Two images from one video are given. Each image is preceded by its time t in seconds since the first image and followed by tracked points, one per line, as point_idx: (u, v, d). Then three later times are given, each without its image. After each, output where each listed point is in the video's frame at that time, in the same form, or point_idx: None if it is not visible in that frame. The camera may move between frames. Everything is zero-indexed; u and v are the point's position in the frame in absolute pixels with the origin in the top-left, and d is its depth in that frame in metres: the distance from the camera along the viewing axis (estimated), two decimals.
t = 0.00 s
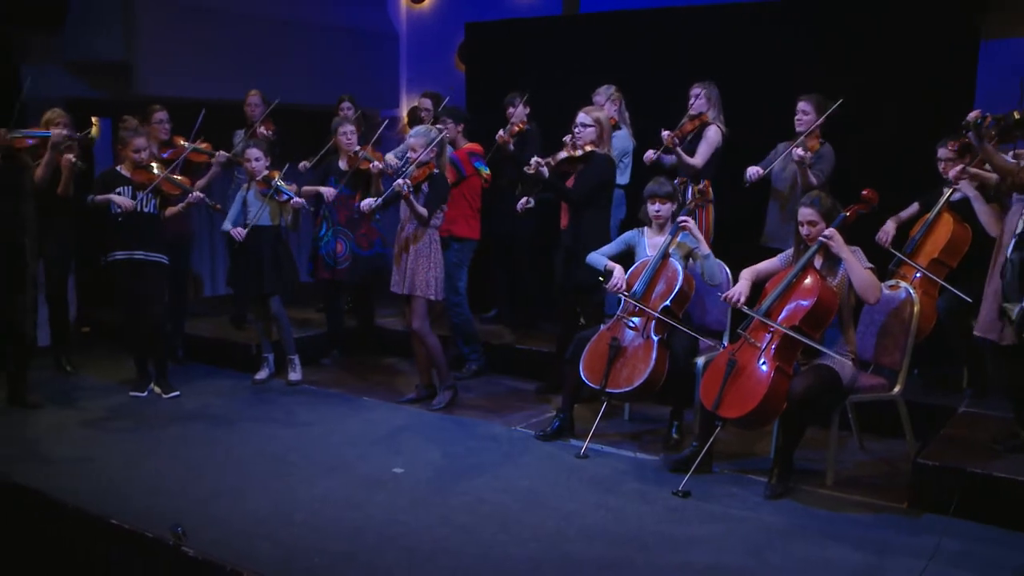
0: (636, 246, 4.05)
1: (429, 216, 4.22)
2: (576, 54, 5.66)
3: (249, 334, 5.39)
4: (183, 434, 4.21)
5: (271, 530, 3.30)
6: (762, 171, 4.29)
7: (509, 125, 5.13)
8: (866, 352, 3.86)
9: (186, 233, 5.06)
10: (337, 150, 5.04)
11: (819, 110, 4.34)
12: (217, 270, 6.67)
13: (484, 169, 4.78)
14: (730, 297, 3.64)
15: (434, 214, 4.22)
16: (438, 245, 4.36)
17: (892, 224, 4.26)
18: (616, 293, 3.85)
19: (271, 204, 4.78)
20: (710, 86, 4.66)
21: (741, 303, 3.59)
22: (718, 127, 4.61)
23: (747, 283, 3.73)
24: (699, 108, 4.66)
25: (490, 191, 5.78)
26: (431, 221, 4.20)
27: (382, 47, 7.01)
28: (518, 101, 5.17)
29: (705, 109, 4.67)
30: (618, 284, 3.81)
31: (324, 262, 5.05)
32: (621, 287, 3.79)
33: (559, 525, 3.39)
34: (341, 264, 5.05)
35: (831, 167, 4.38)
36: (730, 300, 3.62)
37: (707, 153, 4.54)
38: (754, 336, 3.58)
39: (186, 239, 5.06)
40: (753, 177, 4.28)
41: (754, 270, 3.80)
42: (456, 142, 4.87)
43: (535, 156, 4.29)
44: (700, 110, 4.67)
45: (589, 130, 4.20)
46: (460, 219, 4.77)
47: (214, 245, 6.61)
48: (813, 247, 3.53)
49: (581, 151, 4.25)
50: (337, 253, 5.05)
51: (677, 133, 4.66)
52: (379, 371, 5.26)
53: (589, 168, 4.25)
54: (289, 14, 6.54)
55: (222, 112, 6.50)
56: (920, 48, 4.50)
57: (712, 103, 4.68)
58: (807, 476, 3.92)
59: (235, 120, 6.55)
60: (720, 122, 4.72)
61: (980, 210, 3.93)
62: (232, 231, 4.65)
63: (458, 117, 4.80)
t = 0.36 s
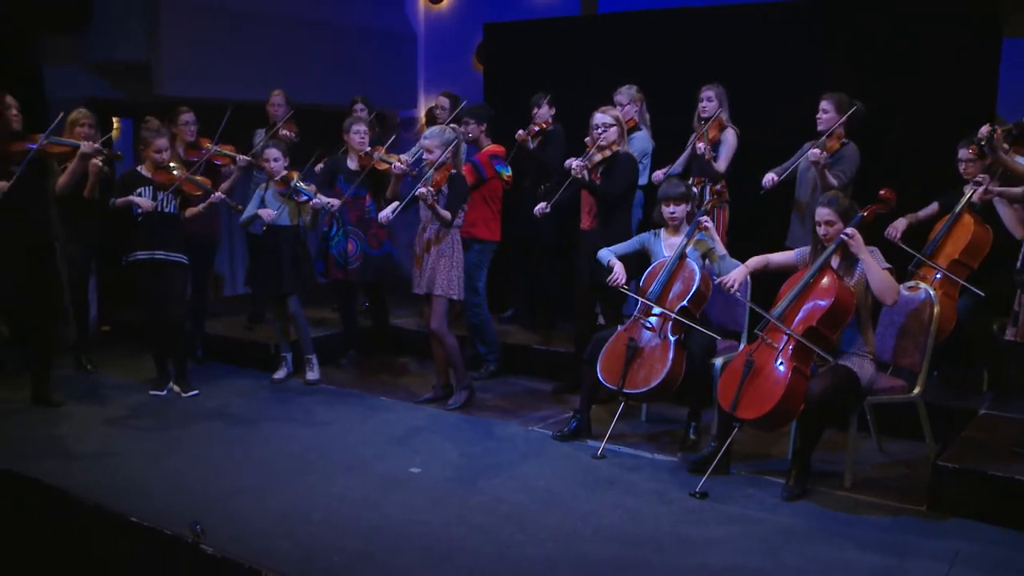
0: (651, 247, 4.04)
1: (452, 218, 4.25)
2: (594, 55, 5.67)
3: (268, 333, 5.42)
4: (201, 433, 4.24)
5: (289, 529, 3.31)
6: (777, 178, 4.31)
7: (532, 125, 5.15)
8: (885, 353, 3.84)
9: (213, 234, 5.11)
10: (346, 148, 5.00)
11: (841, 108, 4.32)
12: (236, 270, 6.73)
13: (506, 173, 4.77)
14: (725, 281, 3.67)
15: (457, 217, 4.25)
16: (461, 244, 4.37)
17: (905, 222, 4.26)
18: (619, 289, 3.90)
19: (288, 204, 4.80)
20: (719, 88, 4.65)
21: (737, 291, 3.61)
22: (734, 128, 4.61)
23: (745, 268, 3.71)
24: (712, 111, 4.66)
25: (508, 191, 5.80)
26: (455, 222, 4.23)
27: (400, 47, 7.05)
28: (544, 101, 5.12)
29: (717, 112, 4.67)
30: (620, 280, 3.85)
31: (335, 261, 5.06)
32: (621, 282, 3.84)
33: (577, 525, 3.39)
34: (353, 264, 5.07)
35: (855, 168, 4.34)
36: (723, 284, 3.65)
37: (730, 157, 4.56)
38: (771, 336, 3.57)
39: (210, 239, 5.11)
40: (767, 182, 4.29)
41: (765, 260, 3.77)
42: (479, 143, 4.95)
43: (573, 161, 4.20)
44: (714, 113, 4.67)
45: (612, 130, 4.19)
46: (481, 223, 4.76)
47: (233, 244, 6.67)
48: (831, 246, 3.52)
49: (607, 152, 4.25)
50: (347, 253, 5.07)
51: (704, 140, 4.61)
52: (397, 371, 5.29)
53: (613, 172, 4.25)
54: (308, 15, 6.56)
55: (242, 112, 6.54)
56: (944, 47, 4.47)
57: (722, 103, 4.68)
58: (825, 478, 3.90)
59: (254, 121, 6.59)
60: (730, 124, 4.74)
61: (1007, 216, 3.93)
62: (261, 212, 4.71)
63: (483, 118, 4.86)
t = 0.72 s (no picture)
0: (667, 249, 4.04)
1: (471, 219, 4.25)
2: (611, 55, 5.67)
3: (284, 333, 5.44)
4: (219, 432, 4.26)
5: (305, 528, 3.33)
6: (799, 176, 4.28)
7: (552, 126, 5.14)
8: (904, 355, 3.81)
9: (230, 234, 5.14)
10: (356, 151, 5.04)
11: (862, 110, 4.27)
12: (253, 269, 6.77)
13: (521, 174, 4.72)
14: (754, 288, 3.63)
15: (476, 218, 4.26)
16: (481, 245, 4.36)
17: (932, 224, 4.21)
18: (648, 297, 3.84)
19: (305, 204, 4.86)
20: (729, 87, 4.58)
21: (766, 296, 3.57)
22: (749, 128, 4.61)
23: (773, 274, 3.68)
24: (725, 112, 4.61)
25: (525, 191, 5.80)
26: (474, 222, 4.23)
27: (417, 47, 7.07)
28: (563, 103, 5.12)
29: (729, 112, 4.62)
30: (646, 287, 3.81)
31: (355, 264, 5.08)
32: (650, 290, 3.78)
33: (593, 525, 3.39)
34: (373, 266, 5.09)
35: (875, 169, 4.32)
36: (755, 292, 3.61)
37: (745, 158, 4.57)
38: (789, 338, 3.55)
39: (230, 240, 5.15)
40: (788, 180, 4.26)
41: (788, 263, 3.72)
42: (496, 143, 4.95)
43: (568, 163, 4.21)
44: (726, 113, 4.62)
45: (618, 131, 4.14)
46: (496, 223, 4.84)
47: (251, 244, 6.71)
48: (850, 247, 3.50)
49: (611, 152, 4.20)
50: (369, 256, 5.07)
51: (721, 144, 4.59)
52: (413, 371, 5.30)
53: (621, 170, 4.23)
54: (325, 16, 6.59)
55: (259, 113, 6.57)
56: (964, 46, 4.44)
57: (733, 102, 4.62)
58: (844, 480, 3.88)
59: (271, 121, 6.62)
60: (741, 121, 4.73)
61: None
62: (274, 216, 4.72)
63: (501, 119, 4.86)
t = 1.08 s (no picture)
0: (688, 248, 4.03)
1: (494, 225, 4.21)
2: (629, 55, 5.66)
3: (302, 333, 5.46)
4: (237, 431, 4.28)
5: (323, 528, 3.34)
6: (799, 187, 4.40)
7: (568, 128, 5.12)
8: (924, 358, 3.77)
9: (249, 234, 5.17)
10: (382, 153, 5.06)
11: (876, 111, 4.25)
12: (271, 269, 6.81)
13: (537, 176, 4.52)
14: (759, 273, 3.69)
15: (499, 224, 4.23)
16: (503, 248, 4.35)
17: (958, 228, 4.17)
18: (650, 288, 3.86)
19: (320, 206, 4.84)
20: (745, 87, 4.60)
21: (769, 285, 3.65)
22: (763, 126, 4.58)
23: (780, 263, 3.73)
24: (739, 111, 4.62)
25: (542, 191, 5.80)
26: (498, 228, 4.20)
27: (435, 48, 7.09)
28: (578, 104, 5.13)
29: (744, 111, 4.63)
30: (654, 282, 3.79)
31: (376, 263, 5.11)
32: (654, 283, 3.78)
33: (610, 526, 3.39)
34: (393, 267, 5.11)
35: (888, 167, 4.29)
36: (756, 276, 3.69)
37: (759, 156, 4.53)
38: (808, 339, 3.53)
39: (249, 240, 5.18)
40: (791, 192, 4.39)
41: (805, 254, 3.76)
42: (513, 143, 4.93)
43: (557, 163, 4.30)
44: (740, 113, 4.62)
45: (624, 130, 4.16)
46: (510, 223, 4.91)
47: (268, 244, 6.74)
48: (870, 248, 3.47)
49: (614, 152, 4.24)
50: (389, 256, 5.09)
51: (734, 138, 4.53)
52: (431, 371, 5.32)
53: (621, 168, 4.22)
54: (344, 16, 6.61)
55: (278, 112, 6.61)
56: (986, 45, 4.41)
57: (748, 102, 4.63)
58: (862, 483, 3.86)
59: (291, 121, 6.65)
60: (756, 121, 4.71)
61: None
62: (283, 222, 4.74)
63: (518, 119, 4.89)
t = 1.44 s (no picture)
0: (706, 250, 4.03)
1: (511, 227, 4.25)
2: (645, 56, 5.67)
3: (319, 332, 5.48)
4: (253, 430, 4.30)
5: (338, 527, 3.34)
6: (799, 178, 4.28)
7: (579, 133, 5.14)
8: (941, 359, 3.73)
9: (266, 234, 5.20)
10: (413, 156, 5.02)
11: (881, 111, 4.20)
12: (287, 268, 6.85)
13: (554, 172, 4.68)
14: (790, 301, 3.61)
15: (517, 225, 4.25)
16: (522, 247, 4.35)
17: (973, 232, 4.17)
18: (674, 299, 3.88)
19: (339, 208, 4.83)
20: (760, 88, 4.60)
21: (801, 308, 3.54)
22: (778, 128, 4.57)
23: (811, 285, 3.66)
24: (753, 112, 4.61)
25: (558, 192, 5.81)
26: (515, 230, 4.23)
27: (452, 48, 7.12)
28: (583, 104, 5.12)
29: (759, 112, 4.61)
30: (675, 290, 3.83)
31: (395, 262, 5.22)
32: (675, 292, 3.83)
33: (625, 527, 3.38)
34: (410, 265, 5.16)
35: (898, 167, 4.26)
36: (790, 304, 3.59)
37: (772, 158, 4.52)
38: (824, 341, 3.52)
39: (266, 240, 5.20)
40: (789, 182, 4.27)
41: (824, 270, 3.73)
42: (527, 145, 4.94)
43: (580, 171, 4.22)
44: (756, 114, 4.61)
45: (633, 133, 4.17)
46: (531, 223, 4.94)
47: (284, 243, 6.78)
48: (886, 250, 3.45)
49: (627, 155, 4.21)
50: (405, 254, 5.17)
51: (745, 143, 4.58)
52: (447, 371, 5.33)
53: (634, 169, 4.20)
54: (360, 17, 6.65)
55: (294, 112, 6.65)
56: (1005, 45, 4.39)
57: (763, 103, 4.62)
58: (880, 485, 3.84)
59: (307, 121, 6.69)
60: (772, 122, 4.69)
61: None
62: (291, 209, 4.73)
63: (534, 120, 4.91)
